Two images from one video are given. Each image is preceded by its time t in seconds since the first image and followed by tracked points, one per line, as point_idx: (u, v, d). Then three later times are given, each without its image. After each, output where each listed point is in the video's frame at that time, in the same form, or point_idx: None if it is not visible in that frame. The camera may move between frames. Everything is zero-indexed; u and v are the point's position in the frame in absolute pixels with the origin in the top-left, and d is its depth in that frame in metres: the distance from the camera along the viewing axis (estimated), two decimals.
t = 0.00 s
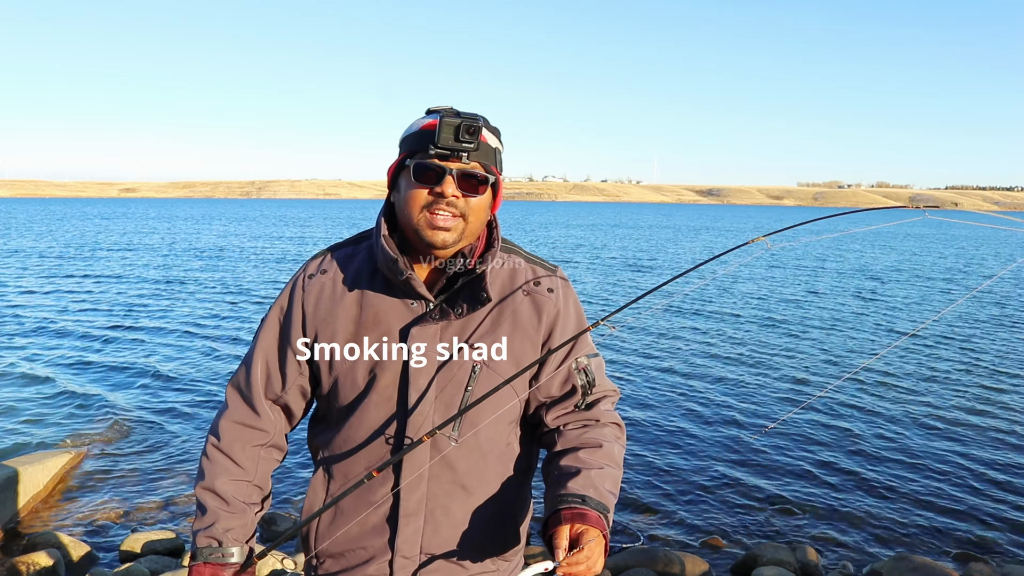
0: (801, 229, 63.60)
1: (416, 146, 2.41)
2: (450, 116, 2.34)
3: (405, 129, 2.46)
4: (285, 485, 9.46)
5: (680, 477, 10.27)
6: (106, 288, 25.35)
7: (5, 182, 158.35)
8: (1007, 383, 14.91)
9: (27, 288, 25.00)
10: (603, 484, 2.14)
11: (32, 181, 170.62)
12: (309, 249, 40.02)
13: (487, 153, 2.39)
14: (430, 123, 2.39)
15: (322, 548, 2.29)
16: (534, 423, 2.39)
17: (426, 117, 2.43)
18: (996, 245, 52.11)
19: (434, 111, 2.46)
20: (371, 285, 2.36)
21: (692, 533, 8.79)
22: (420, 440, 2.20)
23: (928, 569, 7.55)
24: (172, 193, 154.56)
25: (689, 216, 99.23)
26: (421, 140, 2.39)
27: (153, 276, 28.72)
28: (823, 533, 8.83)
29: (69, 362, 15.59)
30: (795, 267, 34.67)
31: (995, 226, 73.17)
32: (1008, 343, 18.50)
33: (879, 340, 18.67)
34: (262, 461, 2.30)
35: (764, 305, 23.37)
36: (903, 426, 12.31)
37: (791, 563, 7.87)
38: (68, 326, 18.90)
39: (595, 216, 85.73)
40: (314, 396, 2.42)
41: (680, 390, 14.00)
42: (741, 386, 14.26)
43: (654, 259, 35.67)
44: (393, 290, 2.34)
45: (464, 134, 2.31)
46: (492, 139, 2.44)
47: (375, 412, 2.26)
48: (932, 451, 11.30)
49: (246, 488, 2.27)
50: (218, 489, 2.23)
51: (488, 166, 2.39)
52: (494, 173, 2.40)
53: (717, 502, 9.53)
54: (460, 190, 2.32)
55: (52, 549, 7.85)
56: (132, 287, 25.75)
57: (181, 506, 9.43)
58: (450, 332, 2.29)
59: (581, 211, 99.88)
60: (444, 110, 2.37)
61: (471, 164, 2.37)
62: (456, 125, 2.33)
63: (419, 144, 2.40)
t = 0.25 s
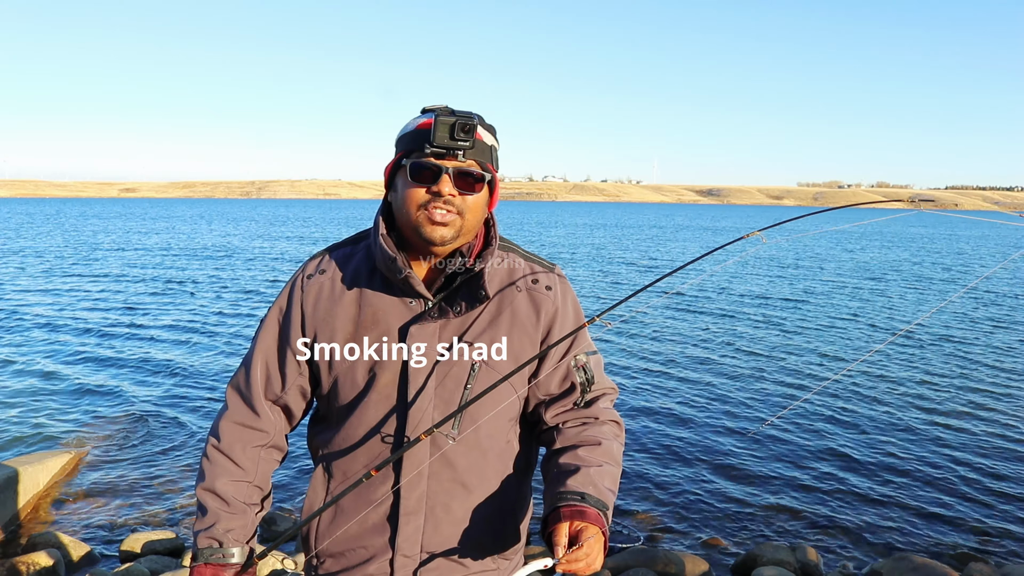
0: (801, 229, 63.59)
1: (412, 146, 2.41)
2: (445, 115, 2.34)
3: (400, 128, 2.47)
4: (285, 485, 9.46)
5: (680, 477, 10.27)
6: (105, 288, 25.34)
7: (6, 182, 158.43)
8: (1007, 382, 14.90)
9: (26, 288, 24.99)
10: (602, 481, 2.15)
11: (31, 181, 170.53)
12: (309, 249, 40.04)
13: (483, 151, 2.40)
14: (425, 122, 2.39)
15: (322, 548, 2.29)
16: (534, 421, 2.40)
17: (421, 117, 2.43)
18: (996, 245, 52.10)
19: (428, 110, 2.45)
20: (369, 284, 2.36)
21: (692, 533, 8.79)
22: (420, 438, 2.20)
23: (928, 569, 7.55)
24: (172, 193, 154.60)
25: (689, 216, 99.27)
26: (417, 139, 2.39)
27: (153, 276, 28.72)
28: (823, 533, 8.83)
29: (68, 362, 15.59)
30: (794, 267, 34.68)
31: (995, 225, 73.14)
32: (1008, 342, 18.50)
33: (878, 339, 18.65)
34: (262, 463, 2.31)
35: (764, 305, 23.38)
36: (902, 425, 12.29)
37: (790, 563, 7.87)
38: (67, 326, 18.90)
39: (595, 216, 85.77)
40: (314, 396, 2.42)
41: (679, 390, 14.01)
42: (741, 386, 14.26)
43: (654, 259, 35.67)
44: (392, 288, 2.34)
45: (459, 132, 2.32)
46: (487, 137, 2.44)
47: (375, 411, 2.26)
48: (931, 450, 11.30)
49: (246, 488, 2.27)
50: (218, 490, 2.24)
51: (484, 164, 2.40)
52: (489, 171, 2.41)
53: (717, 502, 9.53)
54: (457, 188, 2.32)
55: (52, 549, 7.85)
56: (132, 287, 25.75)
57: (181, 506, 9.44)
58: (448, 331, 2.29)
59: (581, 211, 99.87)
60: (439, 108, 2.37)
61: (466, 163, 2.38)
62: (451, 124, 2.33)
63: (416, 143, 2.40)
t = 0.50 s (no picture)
0: (801, 229, 63.57)
1: (410, 146, 2.41)
2: (443, 114, 2.34)
3: (398, 129, 2.47)
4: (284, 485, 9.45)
5: (679, 477, 10.27)
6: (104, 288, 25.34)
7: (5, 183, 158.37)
8: (1007, 382, 14.90)
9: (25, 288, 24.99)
10: (604, 478, 2.15)
11: (31, 181, 170.83)
12: (309, 249, 40.05)
13: (481, 149, 2.40)
14: (422, 123, 2.39)
15: (322, 548, 2.29)
16: (532, 420, 2.40)
17: (419, 117, 2.43)
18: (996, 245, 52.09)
19: (424, 110, 2.46)
20: (368, 285, 2.36)
21: (692, 533, 8.79)
22: (420, 437, 2.21)
23: (928, 569, 7.55)
24: (171, 193, 154.63)
25: (689, 216, 99.36)
26: (415, 139, 2.40)
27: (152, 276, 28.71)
28: (823, 533, 8.83)
29: (68, 362, 15.58)
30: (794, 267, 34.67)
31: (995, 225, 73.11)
32: (1008, 342, 18.49)
33: (878, 339, 18.63)
34: (261, 463, 2.30)
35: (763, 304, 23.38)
36: (902, 425, 12.30)
37: (790, 563, 7.87)
38: (67, 326, 18.91)
39: (595, 216, 85.85)
40: (314, 397, 2.42)
41: (678, 390, 14.02)
42: (740, 386, 14.26)
43: (653, 259, 35.67)
44: (391, 288, 2.34)
45: (457, 131, 2.32)
46: (484, 137, 2.45)
47: (376, 409, 2.26)
48: (931, 450, 11.30)
49: (247, 489, 2.27)
50: (219, 491, 2.24)
51: (481, 163, 2.41)
52: (487, 170, 2.42)
53: (717, 502, 9.54)
54: (455, 187, 2.33)
55: (52, 549, 7.85)
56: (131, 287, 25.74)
57: (182, 506, 9.44)
58: (448, 331, 2.30)
59: (580, 211, 99.95)
60: (436, 107, 2.38)
61: (465, 161, 2.38)
62: (449, 123, 2.33)
63: (414, 144, 2.40)
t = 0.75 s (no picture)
0: (802, 229, 63.48)
1: (408, 144, 2.41)
2: (440, 112, 2.33)
3: (393, 128, 2.47)
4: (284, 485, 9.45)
5: (680, 477, 10.27)
6: (105, 288, 25.35)
7: (6, 182, 158.35)
8: (1008, 382, 14.88)
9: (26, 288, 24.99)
10: (612, 466, 2.16)
11: (32, 181, 170.85)
12: (309, 249, 40.06)
13: (478, 146, 2.41)
14: (419, 120, 2.39)
15: (325, 549, 2.29)
16: (532, 416, 2.40)
17: (415, 114, 2.43)
18: (997, 245, 51.98)
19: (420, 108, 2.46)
20: (367, 283, 2.36)
21: (692, 533, 8.79)
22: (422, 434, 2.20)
23: (928, 569, 7.55)
24: (172, 193, 154.63)
25: (689, 216, 99.37)
26: (413, 138, 2.39)
27: (153, 275, 28.70)
28: (823, 533, 8.82)
29: (68, 362, 15.59)
30: (796, 266, 34.63)
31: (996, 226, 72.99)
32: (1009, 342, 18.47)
33: (878, 340, 18.60)
34: (261, 465, 2.30)
35: (764, 304, 23.37)
36: (903, 425, 12.30)
37: (790, 563, 7.87)
38: (67, 326, 18.91)
39: (595, 216, 85.87)
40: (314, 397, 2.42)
41: (679, 390, 14.02)
42: (741, 386, 14.25)
43: (655, 259, 35.65)
44: (390, 285, 2.34)
45: (455, 128, 2.32)
46: (480, 133, 2.45)
47: (378, 408, 2.26)
48: (932, 450, 11.29)
49: (247, 491, 2.27)
50: (219, 494, 2.23)
51: (479, 159, 2.42)
52: (485, 166, 2.43)
53: (717, 502, 9.53)
54: (454, 185, 2.34)
55: (52, 549, 7.85)
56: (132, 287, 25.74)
57: (182, 505, 9.44)
58: (447, 328, 2.30)
59: (581, 211, 99.89)
60: (434, 105, 2.37)
61: (463, 158, 2.39)
62: (447, 121, 2.33)
63: (412, 142, 2.40)
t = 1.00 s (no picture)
0: (802, 230, 63.38)
1: (436, 152, 2.36)
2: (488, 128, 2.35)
3: (407, 130, 2.36)
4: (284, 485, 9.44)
5: (680, 477, 10.26)
6: (104, 288, 25.31)
7: (5, 182, 158.22)
8: (1007, 382, 14.89)
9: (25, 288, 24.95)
10: (628, 429, 2.20)
11: (31, 181, 170.63)
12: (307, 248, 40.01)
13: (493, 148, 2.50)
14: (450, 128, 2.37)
15: (337, 548, 2.28)
16: (535, 402, 2.43)
17: (439, 121, 2.37)
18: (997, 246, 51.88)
19: (423, 107, 2.38)
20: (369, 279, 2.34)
21: (692, 533, 8.79)
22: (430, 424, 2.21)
23: (928, 569, 7.54)
24: (171, 193, 154.52)
25: (688, 216, 99.31)
26: (446, 146, 2.36)
27: (152, 275, 28.65)
28: (824, 533, 8.82)
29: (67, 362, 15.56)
30: (796, 266, 34.61)
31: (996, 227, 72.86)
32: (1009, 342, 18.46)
33: (878, 340, 18.56)
34: (265, 468, 2.27)
35: (764, 304, 23.36)
36: (902, 425, 12.29)
37: (791, 563, 7.86)
38: (66, 326, 18.88)
39: (593, 216, 85.83)
40: (316, 399, 2.40)
41: (678, 390, 14.01)
42: (740, 386, 14.25)
43: (655, 259, 35.60)
44: (392, 279, 2.32)
45: (500, 141, 2.39)
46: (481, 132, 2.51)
47: (386, 403, 2.25)
48: (931, 450, 11.29)
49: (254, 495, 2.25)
50: (225, 500, 2.20)
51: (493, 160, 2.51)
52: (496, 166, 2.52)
53: (717, 502, 9.52)
54: (489, 191, 2.43)
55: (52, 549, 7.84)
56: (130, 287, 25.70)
57: (181, 506, 9.43)
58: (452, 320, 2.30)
59: (580, 211, 99.81)
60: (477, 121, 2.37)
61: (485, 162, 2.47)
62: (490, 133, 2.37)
63: (442, 151, 2.36)
